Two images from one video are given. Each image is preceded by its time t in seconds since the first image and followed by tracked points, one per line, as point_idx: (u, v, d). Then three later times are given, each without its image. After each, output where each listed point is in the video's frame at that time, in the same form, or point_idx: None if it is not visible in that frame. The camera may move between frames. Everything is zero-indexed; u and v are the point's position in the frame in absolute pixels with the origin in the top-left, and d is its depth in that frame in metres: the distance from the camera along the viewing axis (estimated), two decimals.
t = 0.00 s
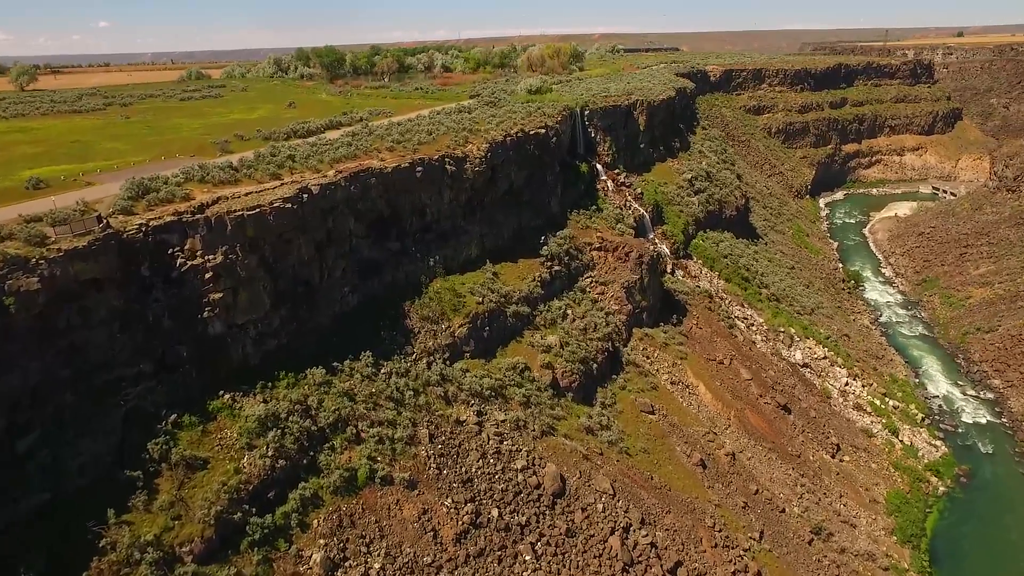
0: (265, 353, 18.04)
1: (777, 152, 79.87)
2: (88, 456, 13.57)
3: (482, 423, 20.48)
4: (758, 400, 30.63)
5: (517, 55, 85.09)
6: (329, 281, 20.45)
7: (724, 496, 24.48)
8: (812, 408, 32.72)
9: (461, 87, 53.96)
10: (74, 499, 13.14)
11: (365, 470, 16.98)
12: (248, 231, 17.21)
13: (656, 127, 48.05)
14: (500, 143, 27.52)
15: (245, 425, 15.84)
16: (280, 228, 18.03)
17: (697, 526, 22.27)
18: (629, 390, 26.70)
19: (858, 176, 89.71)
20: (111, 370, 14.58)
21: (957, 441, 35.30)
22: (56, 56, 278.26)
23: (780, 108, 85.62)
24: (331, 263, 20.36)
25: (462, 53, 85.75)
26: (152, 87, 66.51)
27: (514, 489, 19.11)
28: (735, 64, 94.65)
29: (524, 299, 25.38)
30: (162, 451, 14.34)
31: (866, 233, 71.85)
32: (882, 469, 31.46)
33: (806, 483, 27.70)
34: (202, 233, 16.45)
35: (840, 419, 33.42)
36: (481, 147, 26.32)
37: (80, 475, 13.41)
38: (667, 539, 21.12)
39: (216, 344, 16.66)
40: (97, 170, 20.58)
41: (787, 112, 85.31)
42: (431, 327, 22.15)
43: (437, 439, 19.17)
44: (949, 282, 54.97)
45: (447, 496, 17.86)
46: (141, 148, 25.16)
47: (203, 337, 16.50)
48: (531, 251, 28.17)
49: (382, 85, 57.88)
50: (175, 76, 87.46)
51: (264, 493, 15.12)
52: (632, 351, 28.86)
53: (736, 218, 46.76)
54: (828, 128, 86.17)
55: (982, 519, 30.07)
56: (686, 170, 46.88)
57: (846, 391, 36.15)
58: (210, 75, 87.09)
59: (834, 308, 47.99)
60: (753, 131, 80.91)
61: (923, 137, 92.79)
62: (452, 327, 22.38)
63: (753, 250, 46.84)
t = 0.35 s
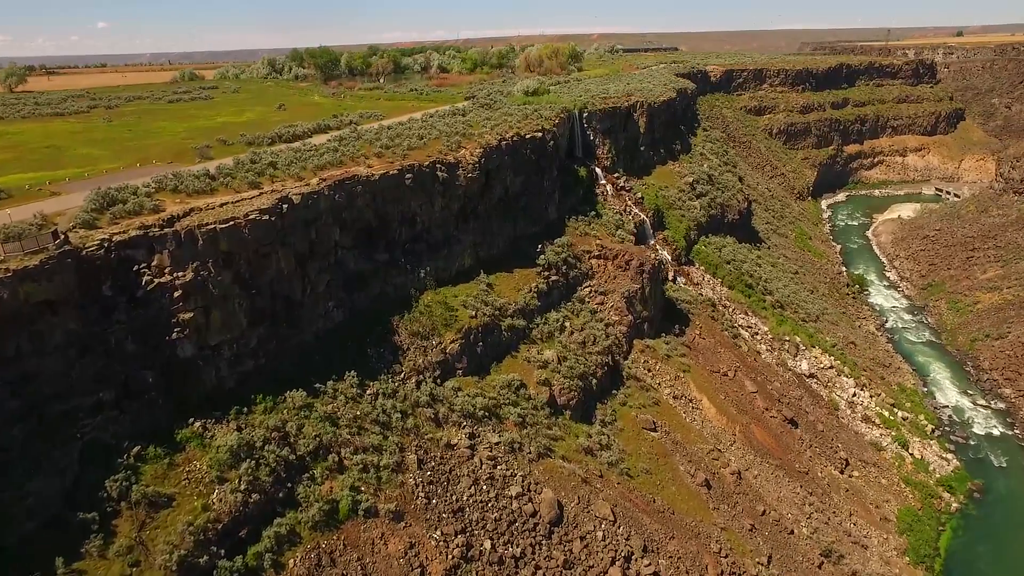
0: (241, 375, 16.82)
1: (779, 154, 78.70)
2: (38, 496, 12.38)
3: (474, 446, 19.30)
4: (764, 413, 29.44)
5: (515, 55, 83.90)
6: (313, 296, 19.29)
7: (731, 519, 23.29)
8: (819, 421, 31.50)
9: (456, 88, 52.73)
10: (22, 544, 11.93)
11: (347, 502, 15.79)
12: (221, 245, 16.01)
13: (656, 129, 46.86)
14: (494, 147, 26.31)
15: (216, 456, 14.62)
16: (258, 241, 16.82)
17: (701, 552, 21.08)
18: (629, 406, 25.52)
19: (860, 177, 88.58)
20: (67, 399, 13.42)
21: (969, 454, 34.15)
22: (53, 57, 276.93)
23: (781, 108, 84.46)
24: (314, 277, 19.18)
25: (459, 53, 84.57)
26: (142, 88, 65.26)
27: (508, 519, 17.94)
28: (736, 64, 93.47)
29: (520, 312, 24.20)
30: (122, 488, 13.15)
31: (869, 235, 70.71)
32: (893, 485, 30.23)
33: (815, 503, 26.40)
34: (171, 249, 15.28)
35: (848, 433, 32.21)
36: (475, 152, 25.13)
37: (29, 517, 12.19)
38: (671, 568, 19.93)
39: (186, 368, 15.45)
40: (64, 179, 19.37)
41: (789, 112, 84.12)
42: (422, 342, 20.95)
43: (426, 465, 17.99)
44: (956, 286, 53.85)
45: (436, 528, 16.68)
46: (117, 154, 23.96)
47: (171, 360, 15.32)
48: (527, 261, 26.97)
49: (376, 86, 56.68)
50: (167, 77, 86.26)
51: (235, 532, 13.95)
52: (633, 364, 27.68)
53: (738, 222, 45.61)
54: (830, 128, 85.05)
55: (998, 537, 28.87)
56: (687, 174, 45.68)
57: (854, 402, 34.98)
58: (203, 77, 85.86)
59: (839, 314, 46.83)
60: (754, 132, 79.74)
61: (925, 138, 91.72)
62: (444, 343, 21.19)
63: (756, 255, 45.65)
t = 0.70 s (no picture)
0: (210, 401, 15.63)
1: (778, 155, 77.68)
2: None
3: (463, 471, 18.10)
4: (768, 427, 28.28)
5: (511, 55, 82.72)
6: (290, 312, 18.09)
7: (735, 542, 22.12)
8: (825, 434, 30.34)
9: (449, 89, 51.52)
10: None
11: (323, 538, 14.59)
12: (186, 262, 14.78)
13: (654, 131, 45.71)
14: (486, 152, 25.13)
15: (178, 492, 13.41)
16: (229, 256, 15.63)
17: None
18: (628, 423, 24.34)
19: (860, 178, 87.59)
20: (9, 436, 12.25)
21: (979, 466, 33.03)
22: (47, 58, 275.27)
23: (780, 109, 83.43)
24: (290, 291, 18.00)
25: (454, 53, 83.40)
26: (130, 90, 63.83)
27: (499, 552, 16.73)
28: (733, 64, 92.43)
29: (512, 325, 23.00)
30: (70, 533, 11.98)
31: (870, 238, 69.69)
32: (901, 500, 29.03)
33: (822, 522, 25.19)
34: (130, 266, 14.06)
35: (854, 446, 31.05)
36: (465, 156, 23.94)
37: None
38: None
39: (148, 395, 14.25)
40: (25, 187, 18.17)
41: (787, 113, 83.10)
42: (408, 360, 19.74)
43: (411, 494, 16.79)
44: (959, 290, 52.82)
45: (421, 564, 15.49)
46: (88, 160, 22.75)
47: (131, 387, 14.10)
48: (520, 270, 25.78)
49: (368, 87, 55.41)
50: (158, 78, 84.92)
51: None
52: (632, 377, 26.52)
53: (739, 226, 44.49)
54: (829, 129, 84.05)
55: (1012, 555, 27.69)
56: (686, 177, 44.55)
57: (859, 413, 33.86)
58: (194, 78, 84.57)
59: (841, 320, 45.75)
60: (753, 132, 78.68)
61: (925, 138, 90.78)
62: (431, 360, 20.00)
63: (757, 260, 44.53)
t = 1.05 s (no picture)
0: (177, 429, 14.43)
1: (779, 156, 76.49)
2: None
3: (451, 502, 16.89)
4: (774, 443, 27.08)
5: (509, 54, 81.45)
6: (267, 330, 16.88)
7: (742, 569, 20.88)
8: (832, 449, 29.08)
9: (443, 90, 50.30)
10: None
11: None
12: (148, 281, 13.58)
13: (655, 133, 44.51)
14: (479, 156, 23.89)
15: (134, 536, 12.22)
16: (196, 273, 14.41)
17: None
18: (628, 442, 23.15)
19: (862, 179, 86.39)
20: None
21: (992, 481, 31.78)
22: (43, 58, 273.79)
23: (781, 109, 82.26)
24: (267, 308, 16.81)
25: (451, 53, 82.15)
26: (119, 90, 62.54)
27: None
28: (734, 64, 91.21)
29: (506, 340, 21.82)
30: None
31: (873, 240, 68.51)
32: (913, 518, 27.75)
33: (832, 544, 23.90)
34: (85, 286, 12.87)
35: (864, 460, 29.83)
36: (457, 162, 22.71)
37: None
38: None
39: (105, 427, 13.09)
40: None
41: (789, 113, 81.92)
42: (394, 380, 18.54)
43: (394, 528, 15.60)
44: (966, 295, 51.64)
45: None
46: (58, 166, 21.57)
47: (85, 418, 12.90)
48: (515, 281, 24.57)
49: (362, 87, 54.17)
50: (151, 79, 83.66)
51: None
52: (632, 393, 25.33)
53: (741, 231, 43.29)
54: (831, 130, 82.85)
55: None
56: (688, 180, 43.36)
57: (868, 425, 32.66)
58: (187, 78, 83.30)
59: (846, 327, 44.57)
60: (754, 133, 77.49)
61: (928, 139, 89.62)
62: (420, 380, 18.81)
63: (760, 265, 43.33)
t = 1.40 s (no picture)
0: (135, 463, 13.24)
1: (780, 157, 75.36)
2: None
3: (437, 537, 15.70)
4: (780, 461, 25.91)
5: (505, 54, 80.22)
6: (240, 352, 15.69)
7: None
8: (840, 466, 27.84)
9: (438, 92, 49.15)
10: None
11: None
12: (100, 305, 12.38)
13: (654, 136, 43.34)
14: (470, 162, 22.67)
15: None
16: (156, 294, 13.21)
17: None
18: (628, 463, 21.97)
19: (864, 180, 85.23)
20: None
21: (1006, 496, 30.58)
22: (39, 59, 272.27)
23: (782, 110, 81.12)
24: (238, 329, 15.60)
25: (447, 53, 80.98)
26: (108, 92, 61.27)
27: None
28: (734, 64, 90.05)
29: (499, 357, 20.64)
30: None
31: (876, 243, 67.40)
32: (926, 538, 26.47)
33: (842, 569, 22.55)
34: (29, 312, 11.71)
35: (872, 477, 28.61)
36: (447, 169, 21.50)
37: None
38: None
39: (52, 465, 11.89)
40: None
41: (790, 114, 80.79)
42: (377, 404, 17.36)
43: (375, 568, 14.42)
44: (973, 300, 50.51)
45: None
46: (24, 174, 20.38)
47: (29, 456, 11.71)
48: (508, 293, 23.39)
49: (354, 89, 52.96)
50: (143, 80, 82.39)
51: None
52: (632, 410, 24.16)
53: (743, 236, 42.11)
54: (832, 131, 81.72)
55: None
56: (688, 184, 42.19)
57: (876, 438, 31.48)
58: (179, 79, 82.07)
59: (851, 334, 43.44)
60: (754, 134, 76.35)
61: (930, 139, 88.52)
62: (405, 404, 17.63)
63: (762, 271, 42.18)
